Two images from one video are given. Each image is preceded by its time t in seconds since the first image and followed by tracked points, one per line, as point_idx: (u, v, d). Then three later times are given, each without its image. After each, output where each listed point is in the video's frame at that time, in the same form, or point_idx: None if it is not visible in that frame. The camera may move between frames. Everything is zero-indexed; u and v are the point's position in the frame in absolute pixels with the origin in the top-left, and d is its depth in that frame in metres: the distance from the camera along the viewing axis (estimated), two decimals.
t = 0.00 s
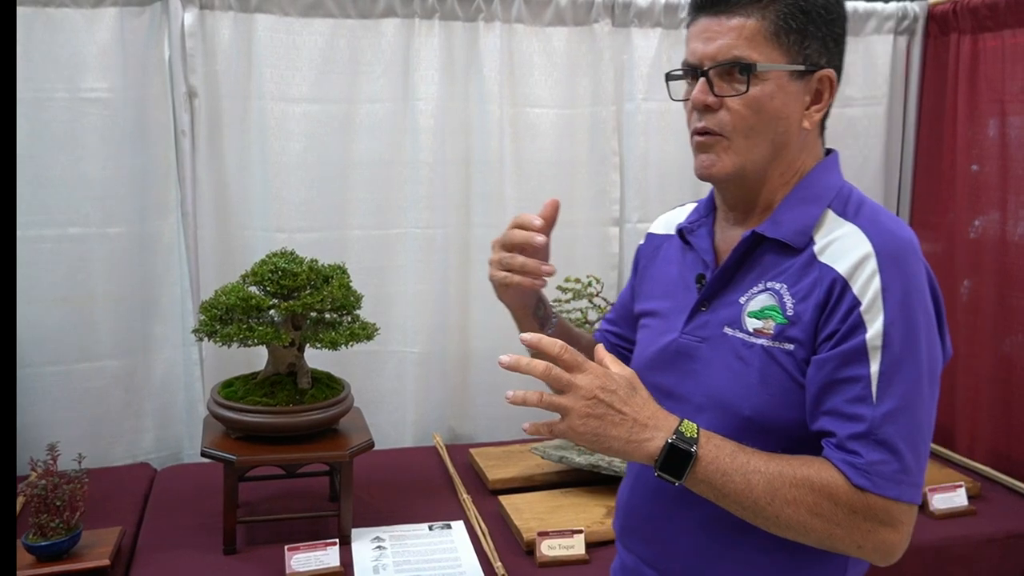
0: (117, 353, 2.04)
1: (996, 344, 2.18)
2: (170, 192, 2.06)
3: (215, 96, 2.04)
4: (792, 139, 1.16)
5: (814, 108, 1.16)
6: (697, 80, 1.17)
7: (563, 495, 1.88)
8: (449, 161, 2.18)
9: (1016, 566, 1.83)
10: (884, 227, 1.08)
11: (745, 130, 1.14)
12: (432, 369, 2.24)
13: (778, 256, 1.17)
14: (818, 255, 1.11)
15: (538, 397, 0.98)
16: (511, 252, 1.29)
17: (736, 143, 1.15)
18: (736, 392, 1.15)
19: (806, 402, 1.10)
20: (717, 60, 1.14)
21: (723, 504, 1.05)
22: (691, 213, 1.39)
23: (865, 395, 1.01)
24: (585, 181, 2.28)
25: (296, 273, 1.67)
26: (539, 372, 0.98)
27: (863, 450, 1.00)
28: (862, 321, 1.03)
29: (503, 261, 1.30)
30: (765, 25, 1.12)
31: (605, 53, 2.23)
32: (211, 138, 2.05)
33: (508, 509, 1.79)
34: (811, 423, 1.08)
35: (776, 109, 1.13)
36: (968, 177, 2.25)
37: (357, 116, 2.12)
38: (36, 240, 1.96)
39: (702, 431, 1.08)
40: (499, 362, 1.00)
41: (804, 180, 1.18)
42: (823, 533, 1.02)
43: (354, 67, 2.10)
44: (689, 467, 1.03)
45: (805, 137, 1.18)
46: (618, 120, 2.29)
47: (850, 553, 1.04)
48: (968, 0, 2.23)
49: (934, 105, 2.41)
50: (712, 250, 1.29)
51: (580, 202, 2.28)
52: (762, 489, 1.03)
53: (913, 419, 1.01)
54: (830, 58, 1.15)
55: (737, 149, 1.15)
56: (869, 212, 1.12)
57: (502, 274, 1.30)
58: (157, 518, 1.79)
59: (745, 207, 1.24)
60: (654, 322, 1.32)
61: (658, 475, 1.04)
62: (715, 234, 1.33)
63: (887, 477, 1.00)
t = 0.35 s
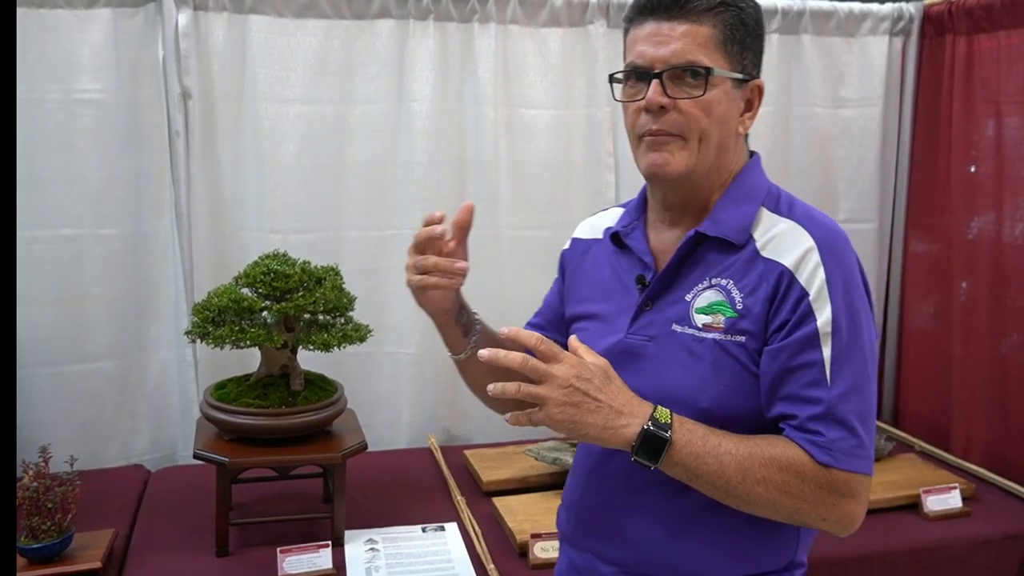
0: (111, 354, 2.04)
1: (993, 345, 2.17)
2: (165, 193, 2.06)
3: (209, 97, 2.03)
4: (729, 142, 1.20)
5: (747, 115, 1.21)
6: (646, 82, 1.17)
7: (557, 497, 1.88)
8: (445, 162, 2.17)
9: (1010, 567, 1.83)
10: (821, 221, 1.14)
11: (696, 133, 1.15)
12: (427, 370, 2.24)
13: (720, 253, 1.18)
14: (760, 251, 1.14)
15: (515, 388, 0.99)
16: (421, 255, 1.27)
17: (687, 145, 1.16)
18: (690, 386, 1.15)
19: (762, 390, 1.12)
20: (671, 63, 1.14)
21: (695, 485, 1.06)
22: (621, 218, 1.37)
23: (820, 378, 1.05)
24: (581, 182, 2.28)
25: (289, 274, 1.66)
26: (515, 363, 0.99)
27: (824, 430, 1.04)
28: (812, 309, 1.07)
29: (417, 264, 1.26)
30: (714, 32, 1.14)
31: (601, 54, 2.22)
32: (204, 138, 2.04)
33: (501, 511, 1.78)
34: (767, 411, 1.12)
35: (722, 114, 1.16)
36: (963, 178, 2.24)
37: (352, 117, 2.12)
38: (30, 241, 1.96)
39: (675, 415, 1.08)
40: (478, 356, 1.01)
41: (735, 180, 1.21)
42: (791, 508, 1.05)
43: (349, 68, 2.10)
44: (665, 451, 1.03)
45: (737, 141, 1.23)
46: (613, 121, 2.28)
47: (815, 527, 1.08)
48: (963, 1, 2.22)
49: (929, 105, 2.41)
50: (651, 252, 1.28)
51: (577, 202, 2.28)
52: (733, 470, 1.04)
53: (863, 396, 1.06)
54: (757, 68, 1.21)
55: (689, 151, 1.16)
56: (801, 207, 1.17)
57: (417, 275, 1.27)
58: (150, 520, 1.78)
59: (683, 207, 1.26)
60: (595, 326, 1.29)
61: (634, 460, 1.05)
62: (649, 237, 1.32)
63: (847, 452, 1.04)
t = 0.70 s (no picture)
0: (106, 354, 2.04)
1: (987, 346, 2.17)
2: (159, 193, 2.06)
3: (204, 97, 2.03)
4: (684, 141, 1.25)
5: (696, 115, 1.28)
6: (603, 89, 1.20)
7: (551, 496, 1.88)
8: (440, 162, 2.18)
9: (1003, 566, 1.83)
10: (778, 211, 1.22)
11: (654, 135, 1.20)
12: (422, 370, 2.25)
13: (687, 246, 1.23)
14: (729, 242, 1.20)
15: (533, 361, 0.95)
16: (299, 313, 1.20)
17: (646, 148, 1.20)
18: (670, 377, 1.19)
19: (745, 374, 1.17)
20: (626, 69, 1.18)
21: (705, 465, 1.06)
22: (573, 220, 1.37)
23: (807, 355, 1.11)
24: (575, 182, 2.29)
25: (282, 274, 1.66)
26: (538, 338, 0.96)
27: (817, 403, 1.10)
28: (791, 294, 1.13)
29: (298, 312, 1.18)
30: (667, 38, 1.18)
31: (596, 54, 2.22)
32: (199, 138, 2.04)
33: (495, 510, 1.79)
34: (754, 394, 1.16)
35: (676, 116, 1.21)
36: (958, 178, 2.24)
37: (347, 117, 2.12)
38: (25, 241, 1.96)
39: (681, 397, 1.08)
40: (494, 330, 0.96)
41: (691, 179, 1.28)
42: (794, 481, 1.09)
43: (343, 68, 2.10)
44: (680, 431, 1.03)
45: (689, 140, 1.28)
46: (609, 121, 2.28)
47: (807, 497, 1.13)
48: (957, 2, 2.23)
49: (923, 105, 2.41)
50: (613, 251, 1.30)
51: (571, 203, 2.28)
52: (745, 446, 1.06)
53: (838, 369, 1.14)
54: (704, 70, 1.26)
55: (648, 152, 1.20)
56: (753, 199, 1.26)
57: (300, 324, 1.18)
58: (144, 520, 1.79)
59: (643, 208, 1.30)
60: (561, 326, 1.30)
61: (649, 441, 1.04)
62: (606, 237, 1.33)
63: (837, 422, 1.11)
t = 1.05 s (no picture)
0: (104, 354, 2.04)
1: (986, 346, 2.17)
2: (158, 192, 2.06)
3: (203, 97, 2.03)
4: (674, 142, 1.25)
5: (686, 115, 1.28)
6: (595, 89, 1.20)
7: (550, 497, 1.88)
8: (439, 162, 2.17)
9: (1003, 566, 1.83)
10: (772, 209, 1.23)
11: (646, 134, 1.19)
12: (420, 369, 2.24)
13: (683, 247, 1.23)
14: (727, 241, 1.20)
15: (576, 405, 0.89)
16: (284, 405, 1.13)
17: (638, 147, 1.19)
18: (670, 378, 1.18)
19: (747, 373, 1.17)
20: (619, 68, 1.18)
21: (734, 484, 1.04)
22: (562, 223, 1.36)
23: (811, 354, 1.11)
24: (574, 182, 2.28)
25: (281, 274, 1.66)
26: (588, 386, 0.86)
27: (825, 401, 1.10)
28: (793, 293, 1.13)
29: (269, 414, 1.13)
30: (658, 37, 1.18)
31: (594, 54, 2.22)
32: (198, 138, 2.04)
33: (495, 510, 1.79)
34: (758, 394, 1.16)
35: (668, 116, 1.21)
36: (958, 178, 2.24)
37: (346, 116, 2.12)
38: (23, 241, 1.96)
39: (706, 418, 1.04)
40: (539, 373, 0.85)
41: (684, 181, 1.28)
42: (813, 483, 1.08)
43: (342, 68, 2.10)
44: (712, 458, 0.99)
45: (679, 140, 1.28)
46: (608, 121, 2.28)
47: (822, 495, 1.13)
48: (957, 2, 2.23)
49: (923, 105, 2.41)
50: (606, 253, 1.29)
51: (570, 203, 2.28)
52: (770, 461, 1.04)
53: (840, 364, 1.15)
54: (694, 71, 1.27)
55: (640, 152, 1.19)
56: (745, 197, 1.26)
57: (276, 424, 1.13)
58: (143, 521, 1.78)
59: (637, 208, 1.29)
60: (555, 329, 1.29)
61: (677, 467, 0.99)
62: (597, 239, 1.33)
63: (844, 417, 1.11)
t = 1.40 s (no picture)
0: (104, 356, 2.04)
1: (985, 346, 2.18)
2: (157, 194, 2.06)
3: (202, 99, 2.03)
4: (676, 144, 1.25)
5: (688, 118, 1.28)
6: (596, 90, 1.20)
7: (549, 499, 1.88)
8: (438, 164, 2.17)
9: (1001, 567, 1.84)
10: (774, 214, 1.22)
11: (647, 136, 1.19)
12: (419, 371, 2.25)
13: (683, 253, 1.23)
14: (726, 245, 1.20)
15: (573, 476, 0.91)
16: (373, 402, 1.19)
17: (638, 149, 1.19)
18: (669, 382, 1.19)
19: (745, 378, 1.18)
20: (620, 69, 1.18)
21: (732, 511, 1.05)
22: (566, 226, 1.37)
23: (808, 364, 1.12)
24: (572, 183, 2.29)
25: (281, 277, 1.67)
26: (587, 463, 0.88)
27: (821, 413, 1.10)
28: (791, 300, 1.13)
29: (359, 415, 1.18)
30: (660, 39, 1.19)
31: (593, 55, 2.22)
32: (197, 139, 2.04)
33: (494, 512, 1.79)
34: (755, 401, 1.17)
35: (670, 118, 1.21)
36: (956, 179, 2.25)
37: (345, 118, 2.12)
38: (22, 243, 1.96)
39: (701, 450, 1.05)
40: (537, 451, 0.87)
41: (685, 184, 1.28)
42: (811, 498, 1.10)
43: (341, 69, 2.10)
44: (708, 495, 1.01)
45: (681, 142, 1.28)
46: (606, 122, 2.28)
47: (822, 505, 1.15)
48: (955, 3, 2.23)
49: (921, 106, 2.42)
50: (607, 256, 1.30)
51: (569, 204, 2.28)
52: (767, 488, 1.05)
53: (838, 374, 1.15)
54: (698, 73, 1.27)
55: (640, 154, 1.20)
56: (747, 201, 1.26)
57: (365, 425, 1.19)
58: (143, 523, 1.78)
59: (638, 212, 1.30)
60: (557, 332, 1.31)
61: (676, 507, 1.02)
62: (599, 242, 1.33)
63: (841, 429, 1.12)
